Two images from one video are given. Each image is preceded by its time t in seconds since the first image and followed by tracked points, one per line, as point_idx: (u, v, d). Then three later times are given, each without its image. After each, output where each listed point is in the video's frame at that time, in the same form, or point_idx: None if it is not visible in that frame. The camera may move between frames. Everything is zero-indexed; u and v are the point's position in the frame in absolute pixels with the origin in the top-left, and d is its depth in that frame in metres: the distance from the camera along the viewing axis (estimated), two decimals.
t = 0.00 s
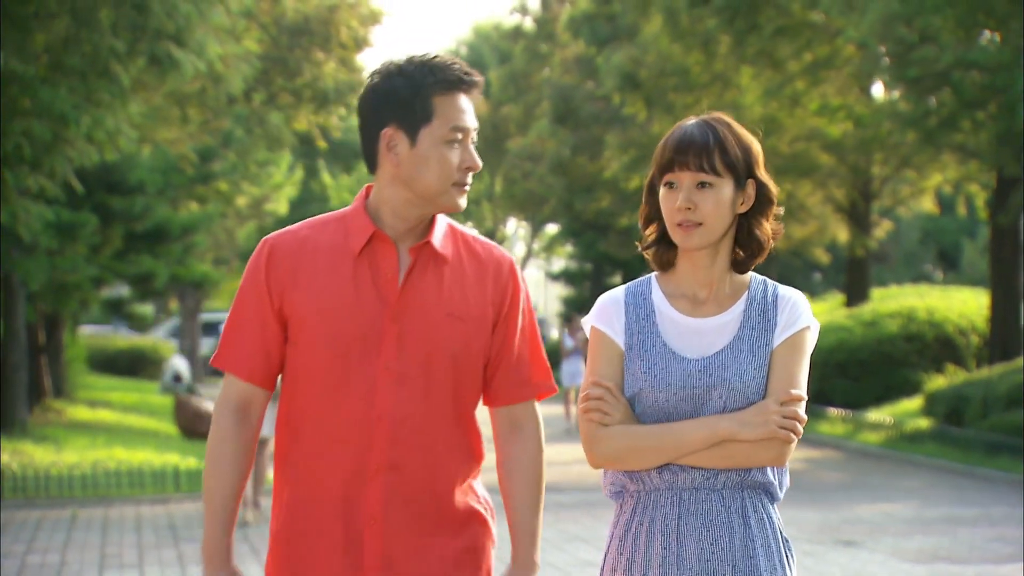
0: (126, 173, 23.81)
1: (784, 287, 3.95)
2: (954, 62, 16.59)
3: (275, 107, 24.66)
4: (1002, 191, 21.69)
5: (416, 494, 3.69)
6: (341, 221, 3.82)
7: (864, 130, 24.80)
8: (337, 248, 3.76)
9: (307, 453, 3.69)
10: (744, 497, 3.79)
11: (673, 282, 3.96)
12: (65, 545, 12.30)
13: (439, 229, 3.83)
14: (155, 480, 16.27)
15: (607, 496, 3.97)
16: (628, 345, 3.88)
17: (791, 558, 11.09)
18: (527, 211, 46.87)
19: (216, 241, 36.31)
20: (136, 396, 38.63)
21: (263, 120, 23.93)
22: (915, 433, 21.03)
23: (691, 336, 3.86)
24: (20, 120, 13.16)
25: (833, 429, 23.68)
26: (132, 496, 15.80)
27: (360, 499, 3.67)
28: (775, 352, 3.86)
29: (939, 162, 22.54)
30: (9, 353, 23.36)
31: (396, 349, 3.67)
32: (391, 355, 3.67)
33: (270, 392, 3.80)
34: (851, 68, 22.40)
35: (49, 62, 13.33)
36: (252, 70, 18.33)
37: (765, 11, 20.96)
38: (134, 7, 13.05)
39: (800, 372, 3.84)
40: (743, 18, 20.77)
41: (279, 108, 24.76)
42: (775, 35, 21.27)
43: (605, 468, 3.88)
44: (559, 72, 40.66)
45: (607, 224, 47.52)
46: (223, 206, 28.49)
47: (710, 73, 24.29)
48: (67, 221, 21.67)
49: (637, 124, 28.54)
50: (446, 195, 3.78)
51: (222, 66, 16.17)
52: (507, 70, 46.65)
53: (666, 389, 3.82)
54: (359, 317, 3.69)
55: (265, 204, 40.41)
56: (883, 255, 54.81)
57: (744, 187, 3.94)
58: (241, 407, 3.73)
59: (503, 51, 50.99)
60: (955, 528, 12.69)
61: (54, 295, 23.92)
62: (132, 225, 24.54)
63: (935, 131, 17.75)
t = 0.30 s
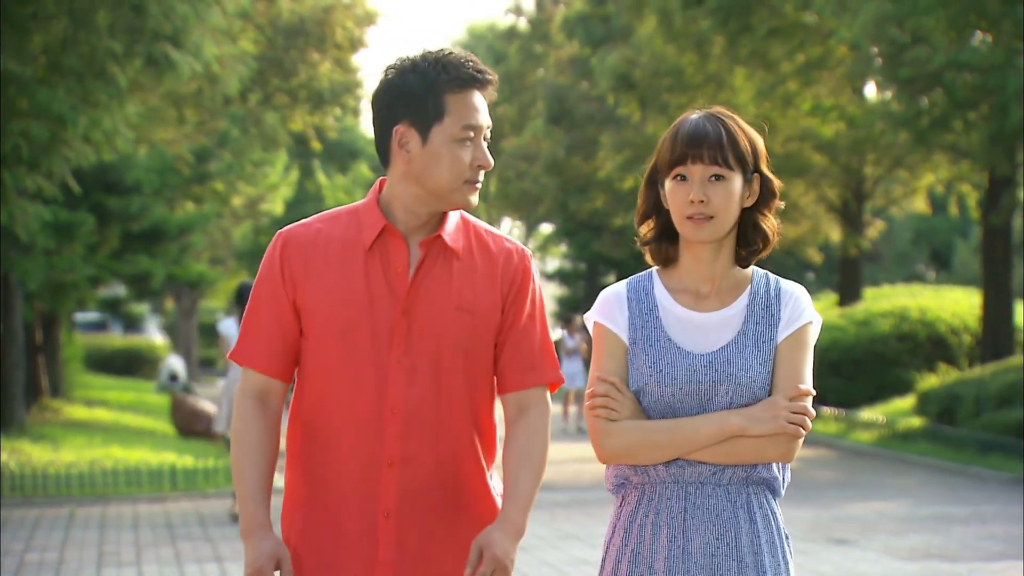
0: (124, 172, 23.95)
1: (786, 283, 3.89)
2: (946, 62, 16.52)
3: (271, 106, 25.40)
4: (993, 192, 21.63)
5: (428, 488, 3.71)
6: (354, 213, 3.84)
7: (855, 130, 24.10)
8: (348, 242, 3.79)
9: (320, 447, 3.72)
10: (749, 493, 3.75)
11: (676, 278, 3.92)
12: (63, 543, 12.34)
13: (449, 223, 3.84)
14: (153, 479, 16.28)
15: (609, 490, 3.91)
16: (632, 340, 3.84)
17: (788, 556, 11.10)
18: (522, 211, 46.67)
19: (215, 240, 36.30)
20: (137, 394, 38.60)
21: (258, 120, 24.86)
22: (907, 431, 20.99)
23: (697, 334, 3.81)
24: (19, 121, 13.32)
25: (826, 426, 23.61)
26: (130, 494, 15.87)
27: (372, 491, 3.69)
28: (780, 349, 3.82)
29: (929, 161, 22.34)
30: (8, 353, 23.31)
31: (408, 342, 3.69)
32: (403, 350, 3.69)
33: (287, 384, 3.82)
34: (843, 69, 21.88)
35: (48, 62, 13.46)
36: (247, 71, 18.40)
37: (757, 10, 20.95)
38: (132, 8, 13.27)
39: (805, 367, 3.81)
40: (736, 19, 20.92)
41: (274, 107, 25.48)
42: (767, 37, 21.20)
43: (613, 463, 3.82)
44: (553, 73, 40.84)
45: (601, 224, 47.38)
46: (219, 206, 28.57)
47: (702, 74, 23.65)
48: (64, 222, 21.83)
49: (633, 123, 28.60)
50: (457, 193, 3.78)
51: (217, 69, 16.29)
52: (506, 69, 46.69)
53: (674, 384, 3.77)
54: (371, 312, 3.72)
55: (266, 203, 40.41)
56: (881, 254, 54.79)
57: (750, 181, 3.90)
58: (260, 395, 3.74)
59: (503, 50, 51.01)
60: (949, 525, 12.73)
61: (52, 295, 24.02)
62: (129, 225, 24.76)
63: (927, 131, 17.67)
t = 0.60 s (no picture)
0: (120, 173, 23.97)
1: (783, 281, 3.89)
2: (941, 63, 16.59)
3: (266, 106, 25.41)
4: (989, 192, 21.64)
5: (428, 496, 3.73)
6: (348, 216, 3.84)
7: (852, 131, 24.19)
8: (344, 249, 3.79)
9: (318, 457, 3.73)
10: (749, 493, 3.74)
11: (675, 281, 3.90)
12: (61, 542, 12.36)
13: (447, 227, 3.85)
14: (149, 479, 16.27)
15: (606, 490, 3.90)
16: (631, 343, 3.82)
17: (781, 556, 11.08)
18: (517, 211, 46.65)
19: (210, 240, 36.26)
20: (134, 393, 38.57)
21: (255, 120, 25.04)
22: (903, 431, 20.98)
23: (696, 337, 3.81)
24: (15, 121, 13.27)
25: (821, 426, 23.60)
26: (127, 493, 15.88)
27: (372, 499, 3.71)
28: (779, 349, 3.82)
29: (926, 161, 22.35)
30: (7, 350, 23.19)
31: (406, 352, 3.70)
32: (401, 359, 3.70)
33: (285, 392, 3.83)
34: (839, 69, 21.88)
35: (44, 63, 13.44)
36: (243, 71, 18.41)
37: (754, 11, 20.90)
38: (128, 9, 13.23)
39: (804, 366, 3.81)
40: (733, 19, 20.80)
41: (270, 107, 25.51)
42: (762, 36, 21.16)
43: (615, 468, 3.81)
44: (550, 73, 40.74)
45: (597, 224, 47.35)
46: (215, 206, 28.59)
47: (698, 74, 23.76)
48: (60, 222, 21.82)
49: (630, 123, 28.62)
50: (453, 196, 3.78)
51: (214, 68, 16.32)
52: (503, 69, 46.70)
53: (673, 388, 3.77)
54: (368, 321, 3.72)
55: (263, 203, 40.40)
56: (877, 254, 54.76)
57: (749, 185, 3.88)
58: (255, 407, 3.77)
59: (499, 51, 51.00)
60: (944, 525, 12.72)
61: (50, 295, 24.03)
62: (125, 224, 24.76)
63: (922, 131, 17.71)
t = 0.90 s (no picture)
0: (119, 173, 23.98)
1: (769, 286, 3.88)
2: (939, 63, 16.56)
3: (265, 106, 25.35)
4: (986, 192, 21.66)
5: (426, 499, 3.66)
6: (313, 226, 3.75)
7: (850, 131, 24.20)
8: (318, 256, 3.69)
9: (306, 471, 3.62)
10: (749, 503, 3.72)
11: (665, 293, 3.88)
12: (60, 541, 12.37)
13: (417, 231, 3.79)
14: (148, 478, 16.27)
15: (602, 502, 3.85)
16: (622, 355, 3.80)
17: (778, 554, 11.12)
18: (516, 211, 46.71)
19: (209, 240, 36.29)
20: (133, 392, 38.58)
21: (253, 120, 24.94)
22: (901, 431, 21.00)
23: (683, 345, 3.79)
24: (14, 121, 13.26)
25: (820, 426, 23.62)
26: (126, 492, 15.89)
27: (370, 507, 3.63)
28: (769, 352, 3.80)
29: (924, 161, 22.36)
30: (7, 351, 23.14)
31: (393, 355, 3.63)
32: (389, 363, 3.62)
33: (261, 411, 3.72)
34: (837, 68, 21.88)
35: (43, 63, 13.48)
36: (242, 71, 18.44)
37: (751, 11, 20.93)
38: (128, 9, 13.23)
39: (794, 367, 3.79)
40: (730, 19, 20.85)
41: (269, 108, 25.36)
42: (760, 36, 21.17)
43: (609, 479, 3.77)
44: (547, 72, 40.75)
45: (595, 224, 47.39)
46: (213, 205, 28.60)
47: (696, 74, 23.82)
48: (60, 221, 21.82)
49: (627, 123, 28.64)
50: (421, 196, 3.71)
51: (213, 69, 16.34)
52: (500, 69, 46.72)
53: (667, 400, 3.74)
54: (354, 327, 3.63)
55: (262, 204, 40.43)
56: (875, 254, 54.79)
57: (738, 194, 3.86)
58: (236, 430, 3.66)
59: (496, 50, 51.03)
60: (941, 524, 12.73)
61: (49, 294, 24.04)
62: (124, 224, 24.75)
63: (920, 131, 17.75)
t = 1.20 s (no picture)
0: (118, 173, 24.03)
1: (756, 276, 3.88)
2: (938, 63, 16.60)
3: (265, 106, 25.38)
4: (985, 192, 21.66)
5: (405, 495, 3.61)
6: (287, 219, 3.71)
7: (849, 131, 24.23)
8: (291, 250, 3.65)
9: (284, 466, 3.57)
10: (745, 494, 3.71)
11: (653, 282, 3.87)
12: (61, 540, 12.35)
13: (388, 226, 3.74)
14: (148, 478, 16.29)
15: (598, 497, 3.85)
16: (613, 344, 3.80)
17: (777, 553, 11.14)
18: (515, 210, 46.77)
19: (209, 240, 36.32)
20: (133, 392, 38.56)
21: (252, 119, 24.93)
22: (899, 430, 21.01)
23: (673, 333, 3.78)
24: (15, 121, 13.29)
25: (820, 425, 23.65)
26: (126, 492, 15.87)
27: (349, 501, 3.57)
28: (758, 338, 3.80)
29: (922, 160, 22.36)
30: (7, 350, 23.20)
31: (370, 347, 3.59)
32: (365, 356, 3.58)
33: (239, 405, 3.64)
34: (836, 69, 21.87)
35: (44, 62, 13.48)
36: (243, 71, 18.44)
37: (750, 11, 20.97)
38: (128, 9, 13.24)
39: (784, 351, 3.79)
40: (730, 19, 21.01)
41: (269, 107, 25.37)
42: (760, 37, 21.20)
43: (601, 466, 3.76)
44: (547, 72, 40.76)
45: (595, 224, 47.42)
46: (213, 206, 28.58)
47: (695, 74, 23.93)
48: (60, 221, 21.85)
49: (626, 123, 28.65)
50: (393, 189, 3.68)
51: (213, 68, 16.35)
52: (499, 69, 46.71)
53: (658, 386, 3.74)
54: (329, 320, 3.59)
55: (262, 204, 40.37)
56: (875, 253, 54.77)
57: (725, 184, 3.86)
58: (219, 409, 3.56)
59: (496, 50, 51.05)
60: (939, 523, 12.75)
61: (49, 294, 24.06)
62: (124, 224, 24.77)
63: (918, 131, 17.77)
